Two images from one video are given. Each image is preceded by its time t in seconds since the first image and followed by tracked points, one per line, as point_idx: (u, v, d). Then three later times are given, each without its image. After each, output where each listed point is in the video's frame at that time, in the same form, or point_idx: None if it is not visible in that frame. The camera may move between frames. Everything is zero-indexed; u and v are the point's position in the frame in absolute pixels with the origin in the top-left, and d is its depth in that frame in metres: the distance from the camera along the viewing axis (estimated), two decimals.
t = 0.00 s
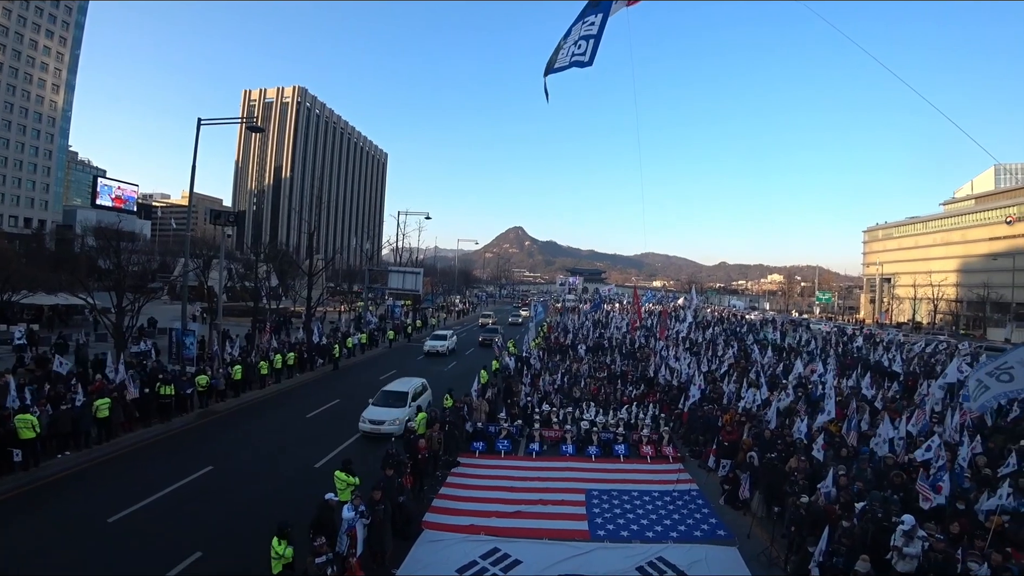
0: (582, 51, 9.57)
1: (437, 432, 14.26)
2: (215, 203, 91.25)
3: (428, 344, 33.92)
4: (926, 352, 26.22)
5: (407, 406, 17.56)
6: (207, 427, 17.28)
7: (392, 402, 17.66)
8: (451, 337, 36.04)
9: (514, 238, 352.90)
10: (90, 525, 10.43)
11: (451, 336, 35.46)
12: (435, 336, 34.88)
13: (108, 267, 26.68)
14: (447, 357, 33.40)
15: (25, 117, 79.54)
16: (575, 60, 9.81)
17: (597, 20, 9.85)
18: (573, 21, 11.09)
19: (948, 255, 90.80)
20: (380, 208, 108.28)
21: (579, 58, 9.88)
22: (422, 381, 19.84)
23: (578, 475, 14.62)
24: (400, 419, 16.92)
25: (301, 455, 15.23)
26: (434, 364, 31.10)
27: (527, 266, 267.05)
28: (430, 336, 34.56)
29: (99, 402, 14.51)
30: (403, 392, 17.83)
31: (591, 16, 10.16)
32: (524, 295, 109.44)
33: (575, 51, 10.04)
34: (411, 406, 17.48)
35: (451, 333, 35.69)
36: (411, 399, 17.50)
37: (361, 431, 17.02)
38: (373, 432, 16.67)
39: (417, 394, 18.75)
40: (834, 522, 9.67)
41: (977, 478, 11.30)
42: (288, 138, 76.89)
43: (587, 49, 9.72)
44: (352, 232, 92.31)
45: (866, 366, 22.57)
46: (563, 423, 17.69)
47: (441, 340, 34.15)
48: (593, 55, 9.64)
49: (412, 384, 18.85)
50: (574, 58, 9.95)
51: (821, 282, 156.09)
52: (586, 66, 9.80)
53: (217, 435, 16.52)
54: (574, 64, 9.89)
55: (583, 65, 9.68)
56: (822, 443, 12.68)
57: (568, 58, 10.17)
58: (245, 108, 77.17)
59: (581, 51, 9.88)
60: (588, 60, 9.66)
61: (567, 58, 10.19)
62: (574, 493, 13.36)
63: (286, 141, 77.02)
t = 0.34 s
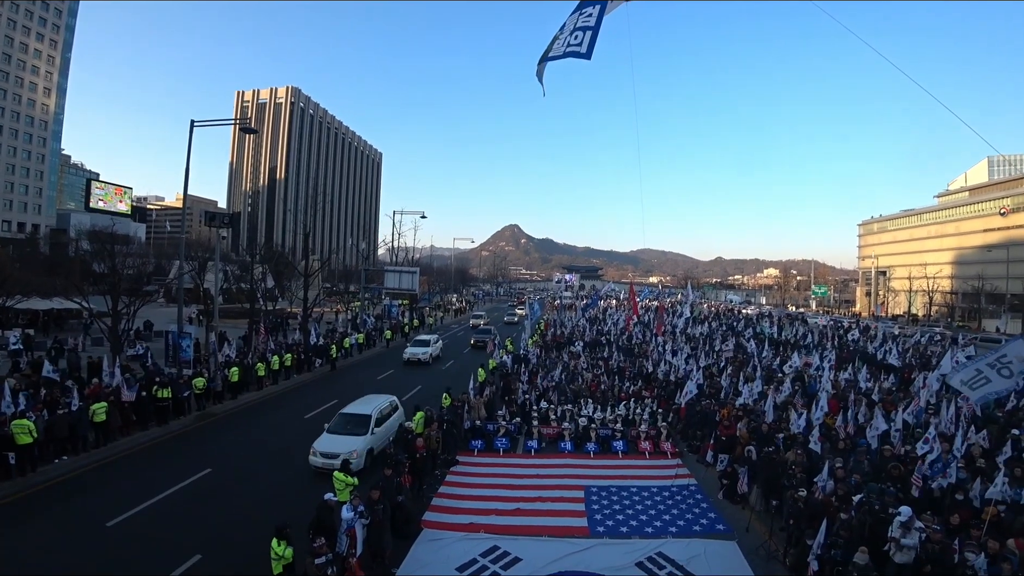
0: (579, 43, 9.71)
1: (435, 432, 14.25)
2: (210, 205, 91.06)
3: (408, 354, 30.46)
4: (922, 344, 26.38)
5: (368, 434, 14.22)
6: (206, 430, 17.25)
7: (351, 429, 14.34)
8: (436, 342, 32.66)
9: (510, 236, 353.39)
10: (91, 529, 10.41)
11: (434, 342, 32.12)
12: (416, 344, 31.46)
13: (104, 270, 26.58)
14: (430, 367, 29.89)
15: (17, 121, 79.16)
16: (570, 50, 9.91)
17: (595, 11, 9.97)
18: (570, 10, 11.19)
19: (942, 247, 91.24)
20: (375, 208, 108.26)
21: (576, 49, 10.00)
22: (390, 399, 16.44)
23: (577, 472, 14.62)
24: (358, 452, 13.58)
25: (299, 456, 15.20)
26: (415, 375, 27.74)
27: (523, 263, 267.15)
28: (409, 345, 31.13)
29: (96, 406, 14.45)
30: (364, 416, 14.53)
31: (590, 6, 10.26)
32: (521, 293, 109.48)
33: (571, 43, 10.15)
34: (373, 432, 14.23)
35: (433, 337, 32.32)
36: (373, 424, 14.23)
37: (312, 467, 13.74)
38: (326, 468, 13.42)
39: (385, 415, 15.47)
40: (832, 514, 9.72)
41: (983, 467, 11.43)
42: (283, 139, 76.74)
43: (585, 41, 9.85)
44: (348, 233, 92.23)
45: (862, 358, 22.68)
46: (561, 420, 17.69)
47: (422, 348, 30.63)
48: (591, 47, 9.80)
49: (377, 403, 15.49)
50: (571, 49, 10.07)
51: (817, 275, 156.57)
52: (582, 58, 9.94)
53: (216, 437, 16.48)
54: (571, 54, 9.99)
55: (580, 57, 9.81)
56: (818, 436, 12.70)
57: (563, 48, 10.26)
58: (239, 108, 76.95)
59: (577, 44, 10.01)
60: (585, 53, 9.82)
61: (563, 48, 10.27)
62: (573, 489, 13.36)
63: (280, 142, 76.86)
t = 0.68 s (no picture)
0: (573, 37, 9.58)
1: (438, 431, 14.19)
2: (209, 209, 91.12)
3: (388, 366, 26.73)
4: (923, 335, 26.39)
5: (315, 478, 11.15)
6: (209, 434, 17.24)
7: (295, 472, 11.27)
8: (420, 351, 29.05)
9: (509, 235, 353.38)
10: (97, 535, 10.39)
11: (417, 350, 28.57)
12: (397, 354, 27.77)
13: (103, 276, 26.54)
14: (412, 381, 26.24)
15: (14, 129, 79.19)
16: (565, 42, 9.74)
17: (593, 5, 9.99)
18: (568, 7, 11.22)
19: (942, 238, 91.23)
20: (374, 210, 108.31)
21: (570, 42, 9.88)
22: (351, 429, 13.44)
23: (581, 469, 14.59)
24: (299, 506, 10.41)
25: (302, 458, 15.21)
26: (396, 390, 24.31)
27: (523, 262, 267.15)
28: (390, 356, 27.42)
29: (99, 412, 14.47)
30: (312, 455, 11.49)
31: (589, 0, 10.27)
32: (521, 291, 109.62)
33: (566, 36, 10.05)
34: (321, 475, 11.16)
35: (417, 344, 28.76)
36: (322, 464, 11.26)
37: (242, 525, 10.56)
38: (258, 525, 10.30)
39: (341, 452, 12.44)
40: (836, 507, 9.70)
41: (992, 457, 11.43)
42: (280, 142, 76.69)
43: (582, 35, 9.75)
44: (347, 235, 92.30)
45: (864, 351, 22.67)
46: (564, 418, 17.66)
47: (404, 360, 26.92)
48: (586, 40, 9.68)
49: (332, 437, 12.43)
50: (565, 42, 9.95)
51: (817, 269, 156.55)
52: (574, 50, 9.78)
53: (220, 441, 16.48)
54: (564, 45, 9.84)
55: (573, 48, 9.66)
56: (820, 429, 12.72)
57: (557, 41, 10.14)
58: (235, 112, 76.18)
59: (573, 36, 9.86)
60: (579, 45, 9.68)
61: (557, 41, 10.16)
62: (577, 487, 13.36)
63: (278, 145, 76.82)
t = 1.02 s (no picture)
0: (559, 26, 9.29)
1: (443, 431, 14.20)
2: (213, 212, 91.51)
3: (363, 381, 22.99)
4: (930, 330, 26.24)
5: (226, 559, 8.09)
6: (215, 436, 17.30)
7: (198, 549, 8.21)
8: (402, 362, 25.19)
9: (513, 235, 353.50)
10: (105, 537, 10.44)
11: (399, 362, 24.69)
12: (376, 367, 23.92)
13: (108, 280, 26.62)
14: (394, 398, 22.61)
15: (18, 135, 79.66)
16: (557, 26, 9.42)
17: None
18: None
19: (947, 232, 90.83)
20: (377, 210, 108.64)
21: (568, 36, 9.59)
22: (294, 473, 10.32)
23: (586, 468, 14.57)
24: None
25: (307, 459, 15.25)
26: (377, 408, 21.02)
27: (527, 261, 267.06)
28: (366, 370, 23.70)
29: (106, 414, 14.56)
30: (222, 524, 8.38)
31: None
32: (525, 291, 109.81)
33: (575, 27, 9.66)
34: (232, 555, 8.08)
35: (398, 355, 24.79)
36: (235, 538, 8.19)
37: None
38: None
39: (274, 509, 9.35)
40: (843, 504, 9.66)
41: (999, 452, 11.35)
42: (282, 145, 77.00)
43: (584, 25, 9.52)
44: (351, 236, 92.65)
45: (870, 346, 22.57)
46: (569, 416, 17.65)
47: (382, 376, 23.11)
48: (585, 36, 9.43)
49: (261, 491, 9.30)
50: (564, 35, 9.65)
51: (822, 264, 155.95)
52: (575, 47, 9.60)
53: (226, 443, 16.55)
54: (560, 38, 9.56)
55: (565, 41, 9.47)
56: (825, 426, 12.67)
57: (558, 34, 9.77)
58: (238, 115, 76.61)
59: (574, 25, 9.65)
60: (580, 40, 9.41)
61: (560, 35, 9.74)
62: (582, 485, 13.36)
63: (280, 148, 77.14)
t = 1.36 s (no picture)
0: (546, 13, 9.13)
1: (447, 432, 14.17)
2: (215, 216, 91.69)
3: (327, 406, 19.06)
4: (934, 325, 26.16)
5: None
6: (220, 440, 17.31)
7: None
8: (377, 378, 21.24)
9: (514, 235, 353.71)
10: (111, 543, 10.44)
11: (372, 380, 20.79)
12: (344, 388, 19.95)
13: (112, 286, 26.68)
14: (367, 425, 18.87)
15: (20, 143, 79.90)
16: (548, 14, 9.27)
17: None
18: None
19: (950, 227, 90.63)
20: (379, 213, 108.86)
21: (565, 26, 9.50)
22: (185, 557, 7.27)
23: (591, 468, 14.54)
24: None
25: (311, 462, 15.26)
26: (350, 436, 17.61)
27: (529, 261, 266.94)
28: (332, 391, 19.77)
29: (112, 420, 14.58)
30: None
31: None
32: (528, 291, 109.88)
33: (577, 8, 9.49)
34: None
35: (371, 372, 20.77)
36: None
37: None
38: None
39: None
40: (849, 500, 9.63)
41: (1006, 447, 11.26)
42: (282, 148, 77.45)
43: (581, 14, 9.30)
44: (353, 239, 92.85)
45: (873, 341, 22.53)
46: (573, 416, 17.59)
47: (349, 400, 19.14)
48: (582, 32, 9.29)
49: None
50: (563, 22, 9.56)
51: (824, 260, 155.66)
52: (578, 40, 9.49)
53: (231, 447, 16.56)
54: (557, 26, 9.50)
55: (558, 31, 9.49)
56: (829, 422, 12.64)
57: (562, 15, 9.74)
58: (238, 119, 76.79)
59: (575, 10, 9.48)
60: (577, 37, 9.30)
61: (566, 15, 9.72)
62: (587, 485, 13.35)
63: (281, 152, 77.49)
